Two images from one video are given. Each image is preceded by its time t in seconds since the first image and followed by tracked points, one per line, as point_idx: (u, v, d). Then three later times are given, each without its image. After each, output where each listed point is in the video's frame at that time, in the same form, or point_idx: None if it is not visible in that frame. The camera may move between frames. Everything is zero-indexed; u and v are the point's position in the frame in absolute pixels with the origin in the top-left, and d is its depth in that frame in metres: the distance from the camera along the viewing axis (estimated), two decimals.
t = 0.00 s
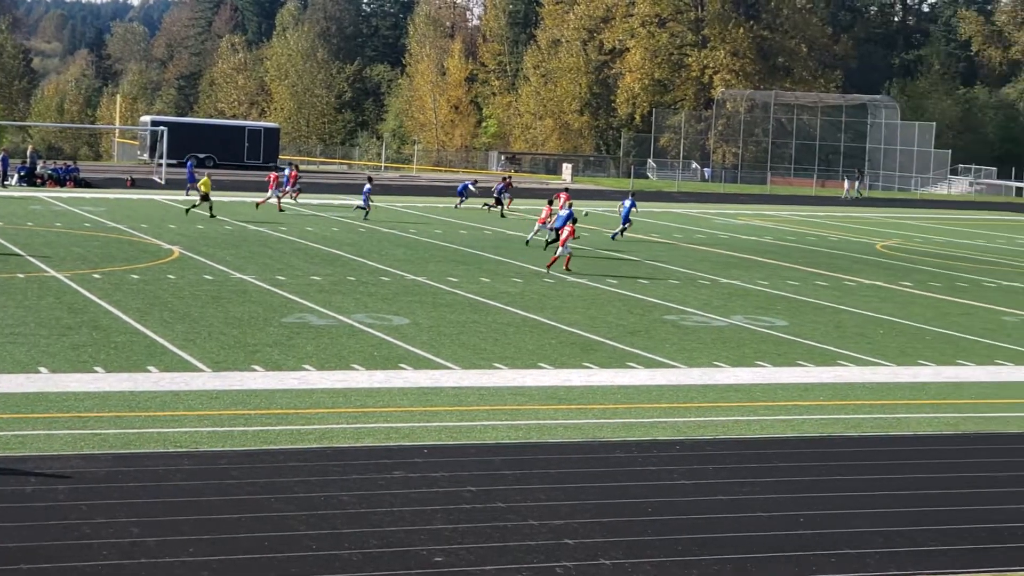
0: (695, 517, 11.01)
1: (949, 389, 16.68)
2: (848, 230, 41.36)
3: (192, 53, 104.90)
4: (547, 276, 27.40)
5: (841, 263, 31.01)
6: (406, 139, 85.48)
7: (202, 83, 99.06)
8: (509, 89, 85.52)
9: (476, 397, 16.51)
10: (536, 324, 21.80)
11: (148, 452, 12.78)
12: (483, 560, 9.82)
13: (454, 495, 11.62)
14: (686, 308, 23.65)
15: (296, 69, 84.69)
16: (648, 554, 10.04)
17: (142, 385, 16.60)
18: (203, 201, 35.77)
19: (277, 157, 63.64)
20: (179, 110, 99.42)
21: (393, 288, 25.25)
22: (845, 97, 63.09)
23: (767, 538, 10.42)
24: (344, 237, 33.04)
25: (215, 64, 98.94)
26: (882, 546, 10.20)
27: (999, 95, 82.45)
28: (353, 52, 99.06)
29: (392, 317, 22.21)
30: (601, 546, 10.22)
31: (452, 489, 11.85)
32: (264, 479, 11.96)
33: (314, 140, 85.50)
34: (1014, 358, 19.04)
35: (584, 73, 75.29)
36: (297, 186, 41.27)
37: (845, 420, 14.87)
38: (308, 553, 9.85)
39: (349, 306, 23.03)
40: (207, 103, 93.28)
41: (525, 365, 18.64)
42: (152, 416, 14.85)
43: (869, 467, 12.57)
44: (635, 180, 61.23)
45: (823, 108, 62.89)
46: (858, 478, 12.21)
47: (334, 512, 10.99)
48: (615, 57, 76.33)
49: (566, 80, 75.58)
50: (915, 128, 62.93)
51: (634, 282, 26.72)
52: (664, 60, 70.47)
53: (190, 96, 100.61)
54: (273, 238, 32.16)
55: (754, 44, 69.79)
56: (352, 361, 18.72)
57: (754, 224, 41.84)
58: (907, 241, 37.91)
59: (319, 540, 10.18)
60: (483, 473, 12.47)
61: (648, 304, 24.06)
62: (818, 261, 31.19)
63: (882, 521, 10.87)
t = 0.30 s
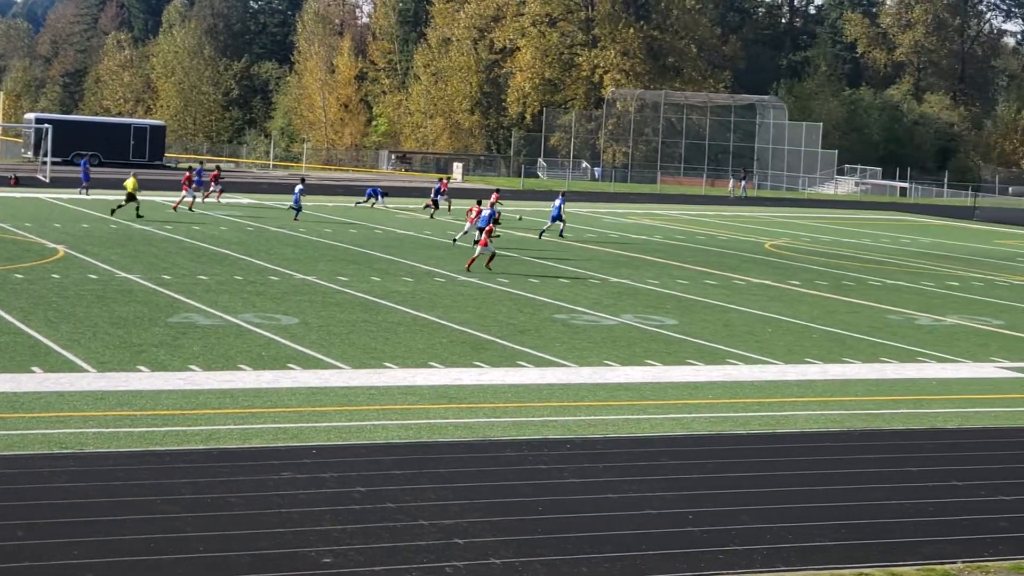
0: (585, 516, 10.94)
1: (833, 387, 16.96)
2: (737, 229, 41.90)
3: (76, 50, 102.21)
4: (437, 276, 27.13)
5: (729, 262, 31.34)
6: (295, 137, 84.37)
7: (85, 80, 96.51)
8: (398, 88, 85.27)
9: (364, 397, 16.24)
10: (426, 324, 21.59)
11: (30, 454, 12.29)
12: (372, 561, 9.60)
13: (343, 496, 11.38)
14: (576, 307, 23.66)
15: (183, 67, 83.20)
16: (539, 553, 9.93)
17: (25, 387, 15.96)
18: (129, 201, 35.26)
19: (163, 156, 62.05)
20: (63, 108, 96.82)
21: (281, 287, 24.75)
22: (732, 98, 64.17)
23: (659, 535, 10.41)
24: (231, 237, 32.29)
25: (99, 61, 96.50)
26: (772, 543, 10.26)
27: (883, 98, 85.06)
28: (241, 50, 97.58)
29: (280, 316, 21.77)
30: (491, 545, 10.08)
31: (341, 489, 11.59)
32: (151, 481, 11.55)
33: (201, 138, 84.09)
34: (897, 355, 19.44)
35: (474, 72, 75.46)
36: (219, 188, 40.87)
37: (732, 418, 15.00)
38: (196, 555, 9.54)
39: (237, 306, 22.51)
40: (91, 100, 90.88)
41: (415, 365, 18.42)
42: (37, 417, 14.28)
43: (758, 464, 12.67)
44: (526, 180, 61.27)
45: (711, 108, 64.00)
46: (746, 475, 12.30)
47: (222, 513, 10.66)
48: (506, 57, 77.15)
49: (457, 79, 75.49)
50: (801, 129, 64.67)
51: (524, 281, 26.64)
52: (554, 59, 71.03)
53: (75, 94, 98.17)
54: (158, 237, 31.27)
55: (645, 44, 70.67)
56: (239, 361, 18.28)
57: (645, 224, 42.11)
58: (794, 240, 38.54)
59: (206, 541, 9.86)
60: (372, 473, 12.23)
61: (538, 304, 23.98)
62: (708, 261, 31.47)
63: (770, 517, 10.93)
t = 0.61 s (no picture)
0: (502, 517, 10.86)
1: (749, 386, 17.12)
2: (653, 229, 42.21)
3: None
4: (353, 277, 26.90)
5: (645, 263, 31.54)
6: (209, 137, 82.95)
7: None
8: (313, 88, 84.51)
9: (280, 399, 15.97)
10: (342, 325, 21.35)
11: None
12: (289, 564, 9.40)
13: (258, 499, 11.14)
14: (493, 308, 23.60)
15: (95, 66, 81.42)
16: (457, 555, 9.81)
17: None
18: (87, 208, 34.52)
19: (74, 156, 60.76)
20: None
21: (195, 289, 24.31)
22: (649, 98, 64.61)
23: (578, 535, 10.37)
24: (143, 237, 31.73)
25: (6, 61, 94.31)
26: (689, 541, 10.28)
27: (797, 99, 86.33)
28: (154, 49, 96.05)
29: (193, 318, 21.38)
30: (409, 547, 9.94)
31: (255, 492, 11.35)
32: (59, 485, 11.21)
33: (113, 139, 82.66)
34: (811, 355, 19.69)
35: (390, 72, 74.75)
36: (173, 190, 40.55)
37: (649, 418, 15.05)
38: (108, 560, 9.26)
39: (150, 308, 22.04)
40: None
41: (332, 366, 18.19)
42: None
43: (676, 464, 12.71)
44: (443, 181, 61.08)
45: (627, 109, 64.51)
46: (664, 474, 12.33)
47: (134, 517, 10.37)
48: (421, 58, 77.18)
49: (373, 79, 74.87)
50: (716, 129, 65.18)
51: (441, 282, 26.53)
52: (471, 59, 70.87)
53: None
54: (67, 238, 30.61)
55: (561, 45, 70.91)
56: (152, 363, 17.88)
57: (562, 224, 42.23)
58: (709, 241, 38.96)
59: (117, 546, 9.58)
60: (288, 476, 12.00)
61: (455, 304, 23.88)
62: (624, 261, 31.65)
63: (687, 516, 10.96)
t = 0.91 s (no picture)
0: (412, 519, 10.72)
1: (657, 386, 17.20)
2: (562, 230, 42.43)
3: None
4: (261, 277, 26.52)
5: (556, 263, 31.59)
6: (114, 138, 80.99)
7: None
8: (219, 88, 83.28)
9: (186, 402, 15.59)
10: (250, 326, 21.00)
11: None
12: (194, 568, 9.17)
13: (165, 502, 10.85)
14: (402, 309, 23.42)
15: None
16: (364, 557, 9.65)
17: None
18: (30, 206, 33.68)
19: None
20: None
21: (99, 290, 23.74)
22: (557, 98, 64.70)
23: (487, 536, 10.29)
24: (45, 238, 30.99)
25: None
26: (598, 541, 10.26)
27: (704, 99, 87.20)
28: (56, 49, 93.91)
29: (97, 320, 20.86)
30: (316, 550, 9.75)
31: (160, 496, 11.06)
32: None
33: (15, 140, 80.70)
34: (719, 354, 19.86)
35: (297, 72, 74.01)
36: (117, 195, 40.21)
37: (558, 419, 15.02)
38: (10, 565, 8.96)
39: (52, 310, 21.43)
40: None
41: (238, 368, 17.84)
42: None
43: (586, 464, 12.71)
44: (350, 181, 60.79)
45: (535, 109, 64.66)
46: (574, 474, 12.31)
47: (34, 521, 10.02)
48: (328, 58, 76.50)
49: (278, 79, 73.94)
50: (624, 129, 65.62)
51: (350, 283, 26.27)
52: (378, 60, 70.53)
53: None
54: None
55: (469, 45, 70.67)
56: (56, 366, 17.37)
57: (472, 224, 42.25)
58: (617, 241, 39.27)
59: (18, 552, 9.26)
60: (194, 478, 11.72)
61: (364, 305, 23.67)
62: (534, 261, 31.72)
63: (596, 516, 10.94)
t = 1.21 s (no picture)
0: (311, 521, 10.54)
1: (557, 386, 17.23)
2: (461, 230, 42.40)
3: None
4: (154, 279, 25.90)
5: (456, 263, 31.47)
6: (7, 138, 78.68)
7: None
8: (114, 87, 81.63)
9: (79, 404, 15.12)
10: (144, 328, 20.50)
11: None
12: (87, 573, 8.89)
13: (58, 505, 10.51)
14: (300, 309, 23.07)
15: None
16: (260, 560, 9.45)
17: None
18: None
19: None
20: None
21: None
22: (456, 99, 64.53)
23: (388, 537, 10.16)
24: None
25: None
26: (498, 541, 10.21)
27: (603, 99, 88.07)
28: None
29: None
30: (212, 553, 9.52)
31: (53, 499, 10.70)
32: None
33: None
34: (618, 354, 19.96)
35: (193, 71, 72.63)
36: (37, 196, 39.49)
37: (458, 419, 14.95)
38: None
39: None
40: None
41: (133, 370, 17.38)
42: None
43: (486, 464, 12.65)
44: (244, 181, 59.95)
45: (434, 110, 64.48)
46: (474, 474, 12.25)
47: None
48: (224, 57, 75.40)
49: (174, 78, 72.51)
50: (523, 129, 65.70)
51: (247, 284, 25.81)
52: (275, 59, 69.66)
53: None
54: None
55: (367, 44, 70.09)
56: None
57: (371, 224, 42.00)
58: (517, 241, 39.36)
59: None
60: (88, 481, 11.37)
61: (261, 306, 23.27)
62: (434, 261, 31.57)
63: (497, 516, 10.90)
